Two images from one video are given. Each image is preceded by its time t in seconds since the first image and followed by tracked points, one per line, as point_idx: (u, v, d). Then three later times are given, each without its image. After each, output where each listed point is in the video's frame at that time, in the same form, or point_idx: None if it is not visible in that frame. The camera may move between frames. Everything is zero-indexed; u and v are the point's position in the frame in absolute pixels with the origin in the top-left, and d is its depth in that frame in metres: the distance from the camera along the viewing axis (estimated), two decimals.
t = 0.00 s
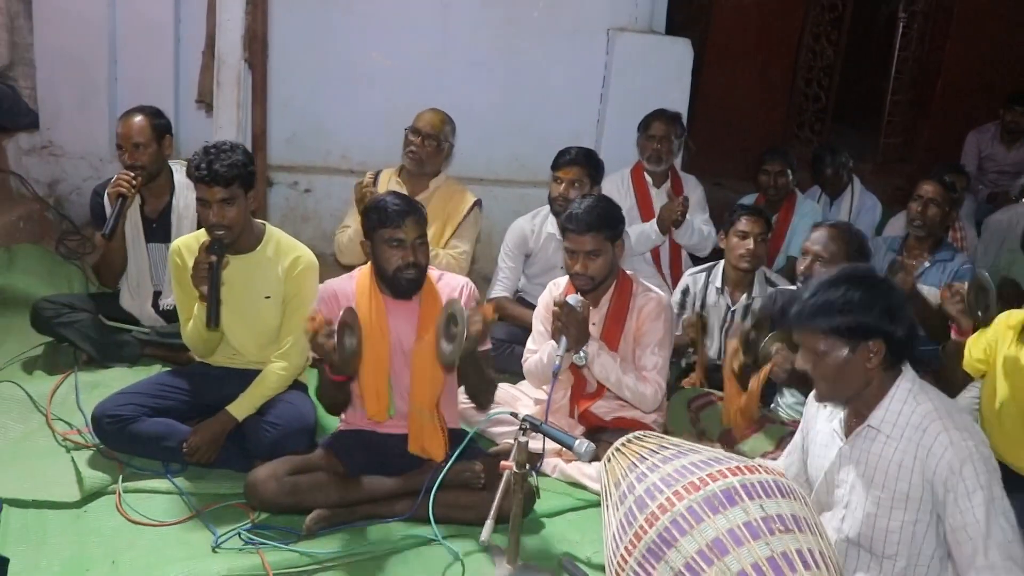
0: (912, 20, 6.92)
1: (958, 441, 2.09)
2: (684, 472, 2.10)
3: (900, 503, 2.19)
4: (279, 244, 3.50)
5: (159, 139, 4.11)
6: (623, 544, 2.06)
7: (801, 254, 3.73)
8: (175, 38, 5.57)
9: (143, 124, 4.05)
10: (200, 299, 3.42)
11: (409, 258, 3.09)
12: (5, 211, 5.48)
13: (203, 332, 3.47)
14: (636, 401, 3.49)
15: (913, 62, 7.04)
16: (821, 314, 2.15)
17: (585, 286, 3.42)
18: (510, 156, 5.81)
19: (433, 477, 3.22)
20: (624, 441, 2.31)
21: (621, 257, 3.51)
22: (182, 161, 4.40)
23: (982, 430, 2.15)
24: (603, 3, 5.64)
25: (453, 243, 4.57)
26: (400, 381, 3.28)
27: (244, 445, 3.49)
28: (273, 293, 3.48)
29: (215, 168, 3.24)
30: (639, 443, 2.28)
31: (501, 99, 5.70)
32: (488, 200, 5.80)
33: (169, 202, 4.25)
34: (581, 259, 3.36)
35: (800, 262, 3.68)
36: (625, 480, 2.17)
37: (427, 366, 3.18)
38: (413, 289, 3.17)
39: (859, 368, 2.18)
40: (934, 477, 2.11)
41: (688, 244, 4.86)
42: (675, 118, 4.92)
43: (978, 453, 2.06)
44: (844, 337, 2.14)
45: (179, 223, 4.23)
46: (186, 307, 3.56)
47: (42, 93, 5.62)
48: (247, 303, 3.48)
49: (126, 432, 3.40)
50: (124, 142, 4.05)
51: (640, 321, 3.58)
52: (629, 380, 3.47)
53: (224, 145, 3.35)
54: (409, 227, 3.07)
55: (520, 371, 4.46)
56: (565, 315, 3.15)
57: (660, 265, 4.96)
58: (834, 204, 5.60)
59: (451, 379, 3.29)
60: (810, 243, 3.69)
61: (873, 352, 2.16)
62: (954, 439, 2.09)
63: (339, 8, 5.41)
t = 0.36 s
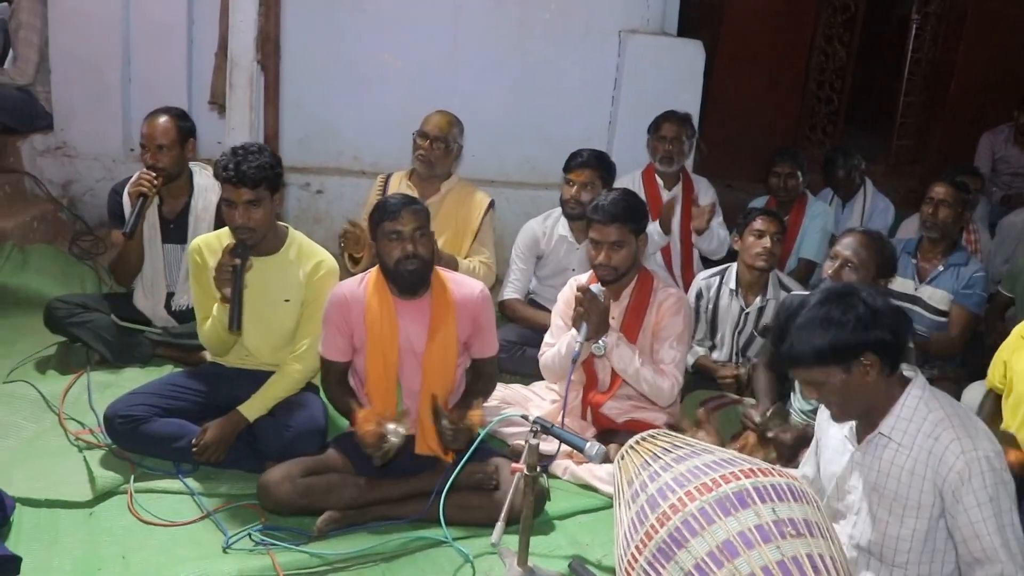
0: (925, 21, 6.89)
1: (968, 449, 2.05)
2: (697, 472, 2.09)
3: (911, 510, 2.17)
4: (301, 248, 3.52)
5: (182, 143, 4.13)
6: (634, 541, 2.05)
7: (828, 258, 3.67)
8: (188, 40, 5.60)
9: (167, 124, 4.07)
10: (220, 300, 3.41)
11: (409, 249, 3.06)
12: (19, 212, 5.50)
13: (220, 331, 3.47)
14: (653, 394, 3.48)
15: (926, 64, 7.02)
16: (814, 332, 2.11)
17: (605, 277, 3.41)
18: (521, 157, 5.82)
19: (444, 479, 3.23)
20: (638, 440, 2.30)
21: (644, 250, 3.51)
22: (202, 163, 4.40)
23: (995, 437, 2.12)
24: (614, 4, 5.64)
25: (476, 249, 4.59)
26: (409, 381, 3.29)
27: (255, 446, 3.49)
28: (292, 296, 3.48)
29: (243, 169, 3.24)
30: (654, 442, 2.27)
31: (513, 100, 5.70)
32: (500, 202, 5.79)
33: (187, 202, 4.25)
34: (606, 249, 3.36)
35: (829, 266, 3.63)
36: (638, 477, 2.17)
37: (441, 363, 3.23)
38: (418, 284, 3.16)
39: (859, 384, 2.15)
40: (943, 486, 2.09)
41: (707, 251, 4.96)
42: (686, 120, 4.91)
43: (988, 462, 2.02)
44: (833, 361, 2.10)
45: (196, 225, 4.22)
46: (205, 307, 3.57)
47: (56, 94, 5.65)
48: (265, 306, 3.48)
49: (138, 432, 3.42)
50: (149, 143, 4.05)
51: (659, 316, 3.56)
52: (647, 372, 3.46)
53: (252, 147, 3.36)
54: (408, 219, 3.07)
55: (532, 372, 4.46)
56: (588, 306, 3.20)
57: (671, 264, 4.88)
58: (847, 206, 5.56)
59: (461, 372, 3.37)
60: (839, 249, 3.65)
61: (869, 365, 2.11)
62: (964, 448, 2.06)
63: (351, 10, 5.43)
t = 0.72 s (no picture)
0: (939, 22, 6.86)
1: (980, 453, 2.05)
2: (711, 471, 2.09)
3: (919, 512, 2.16)
4: (316, 249, 3.52)
5: (207, 146, 4.14)
6: (646, 538, 2.05)
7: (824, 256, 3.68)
8: (200, 41, 5.62)
9: (193, 127, 4.06)
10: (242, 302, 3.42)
11: (461, 253, 3.06)
12: (34, 212, 5.53)
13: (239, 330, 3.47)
14: (669, 386, 3.44)
15: (939, 65, 6.99)
16: (842, 316, 2.15)
17: (627, 266, 3.41)
18: (532, 158, 5.81)
19: (455, 478, 3.23)
20: (652, 438, 2.31)
21: (668, 246, 3.52)
22: (223, 167, 4.40)
23: (1009, 445, 2.10)
24: (626, 5, 5.63)
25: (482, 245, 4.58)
26: (433, 387, 3.25)
27: (266, 446, 3.50)
28: (307, 297, 3.49)
29: (266, 172, 3.25)
30: (667, 441, 2.28)
31: (525, 102, 5.70)
32: (511, 203, 5.79)
33: (205, 202, 4.28)
34: (631, 236, 3.37)
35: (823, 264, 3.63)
36: (651, 475, 2.17)
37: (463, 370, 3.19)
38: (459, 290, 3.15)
39: (877, 375, 2.16)
40: (953, 488, 2.08)
41: (712, 248, 4.89)
42: (697, 121, 4.90)
43: (999, 467, 2.02)
44: (861, 343, 2.12)
45: (213, 228, 4.25)
46: (221, 308, 3.58)
47: (70, 95, 5.68)
48: (280, 307, 3.49)
49: (150, 432, 3.43)
50: (173, 143, 4.06)
51: (678, 313, 3.56)
52: (665, 363, 3.42)
53: (274, 150, 3.36)
54: (466, 223, 3.09)
55: (543, 373, 4.45)
56: (611, 292, 3.20)
57: (682, 267, 4.92)
58: (859, 207, 5.54)
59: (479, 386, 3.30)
60: (833, 247, 3.64)
61: (891, 360, 2.13)
62: (977, 452, 2.05)
63: (364, 12, 5.45)
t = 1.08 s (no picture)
0: (951, 23, 6.90)
1: (992, 452, 2.05)
2: (723, 476, 2.08)
3: (933, 513, 2.14)
4: (312, 247, 3.53)
5: (205, 144, 4.17)
6: (659, 546, 2.04)
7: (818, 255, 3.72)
8: (211, 44, 5.64)
9: (188, 128, 4.09)
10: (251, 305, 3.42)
11: (481, 257, 3.06)
12: (46, 213, 5.56)
13: (248, 333, 3.47)
14: (680, 388, 3.42)
15: (951, 67, 7.01)
16: (876, 308, 2.17)
17: (640, 267, 3.44)
18: (543, 160, 5.80)
19: (463, 480, 3.24)
20: (658, 447, 2.29)
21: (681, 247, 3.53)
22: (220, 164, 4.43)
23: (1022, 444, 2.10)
24: (637, 8, 5.63)
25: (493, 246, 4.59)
26: (439, 389, 3.30)
27: (275, 446, 3.51)
28: (307, 295, 3.51)
29: (263, 173, 3.26)
30: (675, 448, 2.26)
31: (535, 104, 5.70)
32: (520, 205, 5.80)
33: (209, 203, 4.29)
34: (644, 237, 3.40)
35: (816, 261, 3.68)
36: (661, 483, 2.15)
37: (473, 376, 3.22)
38: (477, 296, 3.15)
39: (889, 375, 2.19)
40: (968, 487, 2.07)
41: (728, 250, 4.96)
42: (708, 123, 4.89)
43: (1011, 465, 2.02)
44: (887, 341, 2.16)
45: (217, 225, 4.27)
46: (226, 312, 3.58)
47: (83, 97, 5.71)
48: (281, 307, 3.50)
49: (159, 432, 3.44)
50: (171, 147, 4.09)
51: (690, 315, 3.56)
52: (677, 365, 3.41)
53: (265, 151, 3.37)
54: (488, 227, 3.10)
55: (552, 375, 4.45)
56: (625, 291, 3.22)
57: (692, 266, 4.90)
58: (870, 209, 5.53)
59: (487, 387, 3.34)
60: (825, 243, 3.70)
61: (909, 364, 2.17)
62: (990, 450, 2.05)
63: (375, 14, 5.47)
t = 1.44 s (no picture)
0: (959, 25, 6.76)
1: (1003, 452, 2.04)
2: (724, 483, 2.07)
3: (944, 514, 2.13)
4: (316, 249, 3.53)
5: (207, 147, 4.17)
6: (661, 556, 2.03)
7: (829, 256, 3.72)
8: (220, 48, 5.64)
9: (193, 131, 4.10)
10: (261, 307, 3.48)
11: (461, 254, 3.07)
12: (55, 218, 5.59)
13: (254, 335, 3.54)
14: (686, 396, 3.45)
15: (960, 69, 6.89)
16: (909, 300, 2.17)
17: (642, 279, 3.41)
18: (550, 162, 5.80)
19: (469, 484, 3.23)
20: (664, 450, 2.30)
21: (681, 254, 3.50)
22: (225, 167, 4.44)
23: None
24: (643, 10, 5.62)
25: (501, 249, 4.60)
26: (439, 387, 3.25)
27: (282, 449, 3.51)
28: (312, 297, 3.51)
29: (260, 167, 3.27)
30: (678, 452, 2.26)
31: (541, 107, 5.71)
32: (526, 208, 5.81)
33: (213, 207, 4.31)
34: (643, 249, 3.36)
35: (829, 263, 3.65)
36: (664, 489, 2.15)
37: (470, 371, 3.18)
38: (458, 291, 3.15)
39: (911, 368, 2.18)
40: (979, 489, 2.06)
41: (731, 252, 4.87)
42: (716, 125, 4.88)
43: None
44: (917, 331, 2.15)
45: (222, 228, 4.28)
46: (230, 314, 3.58)
47: (91, 102, 5.74)
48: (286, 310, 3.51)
49: (167, 435, 3.45)
50: (176, 150, 4.10)
51: (693, 321, 3.54)
52: (681, 372, 3.43)
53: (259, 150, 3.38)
54: (462, 223, 3.09)
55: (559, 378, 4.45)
56: (624, 303, 3.22)
57: (700, 272, 4.93)
58: (878, 211, 5.51)
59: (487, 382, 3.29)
60: (837, 245, 3.68)
61: (934, 358, 2.17)
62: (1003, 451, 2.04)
63: (382, 17, 5.48)
